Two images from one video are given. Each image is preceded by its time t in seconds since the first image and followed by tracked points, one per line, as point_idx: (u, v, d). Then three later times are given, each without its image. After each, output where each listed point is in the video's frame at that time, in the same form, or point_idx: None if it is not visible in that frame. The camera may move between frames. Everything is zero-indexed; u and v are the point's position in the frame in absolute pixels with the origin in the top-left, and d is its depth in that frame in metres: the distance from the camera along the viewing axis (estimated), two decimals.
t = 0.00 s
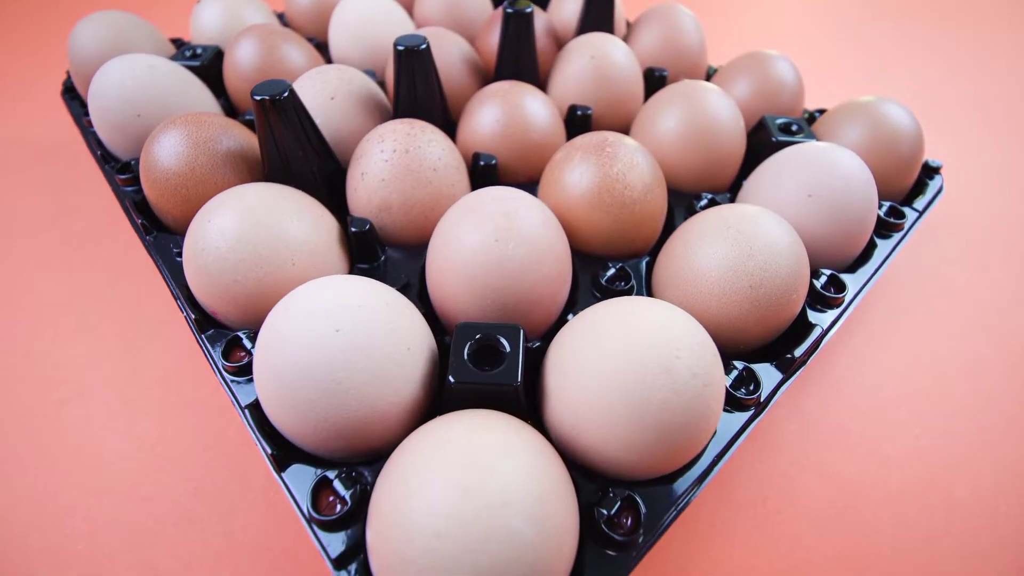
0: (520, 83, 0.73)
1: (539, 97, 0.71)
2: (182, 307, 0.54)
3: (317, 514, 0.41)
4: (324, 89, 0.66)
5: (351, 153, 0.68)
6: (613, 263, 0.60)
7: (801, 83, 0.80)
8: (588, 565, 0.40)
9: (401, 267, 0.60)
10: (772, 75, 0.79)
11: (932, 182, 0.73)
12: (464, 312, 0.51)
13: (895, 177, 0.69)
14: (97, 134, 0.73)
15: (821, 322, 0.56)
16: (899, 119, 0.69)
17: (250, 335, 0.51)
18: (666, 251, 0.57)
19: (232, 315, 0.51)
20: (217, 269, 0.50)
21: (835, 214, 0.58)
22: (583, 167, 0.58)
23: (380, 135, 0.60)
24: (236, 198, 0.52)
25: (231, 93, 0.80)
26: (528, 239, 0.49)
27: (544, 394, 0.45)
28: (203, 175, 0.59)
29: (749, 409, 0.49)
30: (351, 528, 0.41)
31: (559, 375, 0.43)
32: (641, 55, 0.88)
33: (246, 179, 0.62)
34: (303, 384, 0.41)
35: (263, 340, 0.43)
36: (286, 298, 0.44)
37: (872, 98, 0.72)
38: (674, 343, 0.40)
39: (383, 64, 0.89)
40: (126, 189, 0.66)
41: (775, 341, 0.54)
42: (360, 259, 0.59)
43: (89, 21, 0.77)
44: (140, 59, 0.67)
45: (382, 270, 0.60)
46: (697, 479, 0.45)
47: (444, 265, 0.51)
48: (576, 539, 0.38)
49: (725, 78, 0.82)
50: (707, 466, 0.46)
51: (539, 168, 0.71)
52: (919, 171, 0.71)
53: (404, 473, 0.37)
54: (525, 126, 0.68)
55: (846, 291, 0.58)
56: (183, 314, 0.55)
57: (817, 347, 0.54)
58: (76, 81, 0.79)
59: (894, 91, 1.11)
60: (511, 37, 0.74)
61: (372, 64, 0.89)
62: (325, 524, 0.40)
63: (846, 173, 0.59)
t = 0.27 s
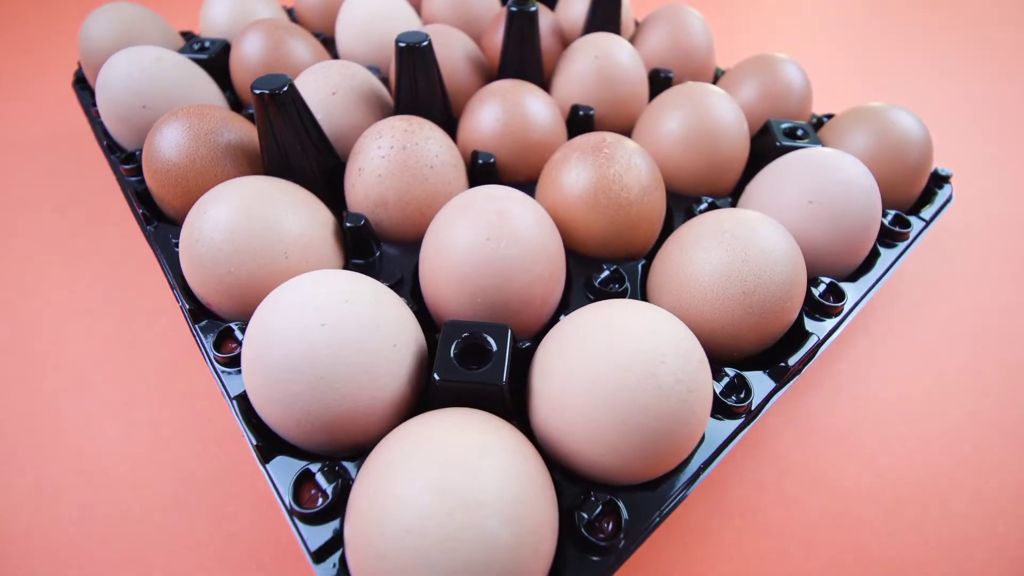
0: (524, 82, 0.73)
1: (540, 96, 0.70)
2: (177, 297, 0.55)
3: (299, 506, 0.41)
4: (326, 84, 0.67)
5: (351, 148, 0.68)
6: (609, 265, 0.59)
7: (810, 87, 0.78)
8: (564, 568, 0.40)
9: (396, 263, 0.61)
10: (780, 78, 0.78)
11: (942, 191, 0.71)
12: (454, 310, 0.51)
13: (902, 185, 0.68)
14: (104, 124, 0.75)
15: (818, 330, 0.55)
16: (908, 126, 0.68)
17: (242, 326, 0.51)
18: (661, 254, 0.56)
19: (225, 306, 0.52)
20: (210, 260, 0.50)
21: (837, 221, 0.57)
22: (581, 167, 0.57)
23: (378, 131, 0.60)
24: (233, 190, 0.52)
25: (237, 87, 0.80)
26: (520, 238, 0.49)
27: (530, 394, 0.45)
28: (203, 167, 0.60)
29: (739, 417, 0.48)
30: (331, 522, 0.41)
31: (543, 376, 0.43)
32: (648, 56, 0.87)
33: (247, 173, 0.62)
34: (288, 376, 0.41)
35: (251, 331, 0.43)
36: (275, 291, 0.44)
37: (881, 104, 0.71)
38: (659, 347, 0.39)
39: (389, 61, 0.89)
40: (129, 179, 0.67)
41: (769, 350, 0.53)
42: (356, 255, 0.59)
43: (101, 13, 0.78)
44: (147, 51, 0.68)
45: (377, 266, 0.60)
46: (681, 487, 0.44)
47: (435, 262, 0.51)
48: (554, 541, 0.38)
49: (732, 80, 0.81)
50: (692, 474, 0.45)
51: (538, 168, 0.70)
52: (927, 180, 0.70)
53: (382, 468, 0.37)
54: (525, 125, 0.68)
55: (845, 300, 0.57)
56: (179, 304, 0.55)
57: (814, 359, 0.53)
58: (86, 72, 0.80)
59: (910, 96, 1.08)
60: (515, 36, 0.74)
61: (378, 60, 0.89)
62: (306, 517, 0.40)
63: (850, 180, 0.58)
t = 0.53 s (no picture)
0: (526, 81, 0.72)
1: (542, 95, 0.70)
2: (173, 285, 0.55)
3: (279, 497, 0.41)
4: (328, 79, 0.67)
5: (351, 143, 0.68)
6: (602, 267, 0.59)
7: (819, 92, 0.77)
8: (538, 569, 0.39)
9: (391, 258, 0.61)
10: (788, 82, 0.76)
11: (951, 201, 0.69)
12: (442, 308, 0.51)
13: (909, 194, 0.66)
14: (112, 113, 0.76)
15: (812, 340, 0.54)
16: (918, 133, 0.66)
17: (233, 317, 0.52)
18: (656, 257, 0.55)
19: (218, 296, 0.52)
20: (203, 250, 0.51)
21: (838, 229, 0.56)
22: (576, 167, 0.57)
23: (376, 127, 0.60)
24: (229, 182, 0.53)
25: (243, 79, 0.81)
26: (510, 238, 0.49)
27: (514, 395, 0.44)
28: (203, 158, 0.61)
29: (726, 425, 0.48)
30: (310, 514, 0.41)
31: (525, 376, 0.42)
32: (655, 57, 0.86)
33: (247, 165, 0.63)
34: (271, 368, 0.41)
35: (237, 322, 0.43)
36: (262, 283, 0.45)
37: (891, 110, 0.69)
38: (642, 351, 0.38)
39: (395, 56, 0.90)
40: (133, 169, 0.68)
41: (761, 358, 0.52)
42: (350, 249, 0.60)
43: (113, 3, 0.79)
44: (155, 43, 0.69)
45: (371, 260, 0.60)
46: (663, 494, 0.43)
47: (425, 259, 0.51)
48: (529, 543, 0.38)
49: (739, 83, 0.80)
50: (675, 481, 0.44)
51: (537, 167, 0.70)
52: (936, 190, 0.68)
53: (358, 462, 0.37)
54: (525, 124, 0.68)
55: (843, 310, 0.56)
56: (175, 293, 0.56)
57: (807, 369, 0.52)
58: (98, 61, 0.81)
59: (926, 102, 1.06)
60: (519, 34, 0.73)
61: (384, 56, 0.89)
62: (285, 508, 0.40)
63: (853, 187, 0.56)
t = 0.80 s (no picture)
0: (529, 79, 0.72)
1: (543, 94, 0.70)
2: (168, 273, 0.56)
3: (259, 488, 0.41)
4: (330, 73, 0.67)
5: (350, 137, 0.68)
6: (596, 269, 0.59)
7: (828, 97, 0.75)
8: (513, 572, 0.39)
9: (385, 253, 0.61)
10: (796, 85, 0.75)
11: (960, 212, 0.67)
12: (431, 305, 0.51)
13: (916, 203, 0.64)
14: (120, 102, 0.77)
15: (807, 350, 0.53)
16: (928, 142, 0.64)
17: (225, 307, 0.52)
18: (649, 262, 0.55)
19: (212, 286, 0.53)
20: (197, 239, 0.51)
21: (838, 237, 0.54)
22: (572, 167, 0.57)
23: (375, 121, 0.60)
24: (225, 174, 0.53)
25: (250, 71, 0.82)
26: (501, 236, 0.48)
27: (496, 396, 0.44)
28: (204, 149, 0.61)
29: (713, 433, 0.47)
30: (289, 506, 0.41)
31: (507, 378, 0.42)
32: (662, 57, 0.85)
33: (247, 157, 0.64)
34: (254, 359, 0.41)
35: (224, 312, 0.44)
36: (250, 274, 0.45)
37: (901, 117, 0.67)
38: (624, 355, 0.38)
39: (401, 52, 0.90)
40: (138, 157, 0.69)
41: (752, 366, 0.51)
42: (345, 243, 0.60)
43: None
44: (162, 33, 0.70)
45: (366, 255, 0.60)
46: (644, 500, 0.43)
47: (416, 256, 0.50)
48: (504, 544, 0.37)
49: (746, 85, 0.78)
50: (657, 487, 0.44)
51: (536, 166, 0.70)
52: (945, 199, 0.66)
53: (335, 456, 0.37)
54: (525, 122, 0.68)
55: (841, 320, 0.54)
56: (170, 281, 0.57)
57: (801, 379, 0.51)
58: (108, 51, 0.82)
59: (945, 108, 1.03)
60: (523, 31, 0.73)
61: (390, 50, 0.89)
62: (264, 498, 0.41)
63: (856, 195, 0.55)
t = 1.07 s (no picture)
0: (531, 77, 0.71)
1: (545, 93, 0.69)
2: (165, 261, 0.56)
3: (241, 477, 0.42)
4: (332, 67, 0.67)
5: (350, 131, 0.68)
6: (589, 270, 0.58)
7: (836, 102, 0.74)
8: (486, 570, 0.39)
9: (380, 248, 0.61)
10: (804, 90, 0.73)
11: (969, 223, 0.66)
12: (420, 301, 0.51)
13: (923, 213, 0.63)
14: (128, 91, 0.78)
15: (800, 360, 0.52)
16: (936, 151, 0.62)
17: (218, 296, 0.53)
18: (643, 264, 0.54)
19: (206, 275, 0.53)
20: (191, 228, 0.52)
21: (837, 246, 0.53)
22: (569, 167, 0.56)
23: (373, 116, 0.60)
24: (223, 164, 0.54)
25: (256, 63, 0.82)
26: (491, 235, 0.48)
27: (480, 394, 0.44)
28: (205, 140, 0.62)
29: (699, 440, 0.46)
30: (269, 496, 0.41)
31: (489, 376, 0.42)
32: (669, 57, 0.84)
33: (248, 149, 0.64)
34: (239, 349, 0.42)
35: (213, 301, 0.44)
36: (240, 265, 0.45)
37: (911, 125, 0.66)
38: (605, 359, 0.37)
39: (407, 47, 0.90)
40: (143, 146, 0.70)
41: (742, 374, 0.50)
42: (342, 237, 0.60)
43: None
44: (170, 24, 0.71)
45: (361, 248, 0.61)
46: (623, 505, 0.43)
47: (407, 251, 0.50)
48: (479, 543, 0.37)
49: (754, 88, 0.77)
50: (637, 493, 0.44)
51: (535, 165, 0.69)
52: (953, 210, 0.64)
53: (311, 448, 0.37)
54: (525, 120, 0.67)
55: (838, 330, 0.53)
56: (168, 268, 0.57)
57: (792, 390, 0.50)
58: (119, 39, 0.83)
59: (965, 113, 0.99)
60: (527, 29, 0.73)
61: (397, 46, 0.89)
62: (245, 488, 0.41)
63: (857, 204, 0.54)
